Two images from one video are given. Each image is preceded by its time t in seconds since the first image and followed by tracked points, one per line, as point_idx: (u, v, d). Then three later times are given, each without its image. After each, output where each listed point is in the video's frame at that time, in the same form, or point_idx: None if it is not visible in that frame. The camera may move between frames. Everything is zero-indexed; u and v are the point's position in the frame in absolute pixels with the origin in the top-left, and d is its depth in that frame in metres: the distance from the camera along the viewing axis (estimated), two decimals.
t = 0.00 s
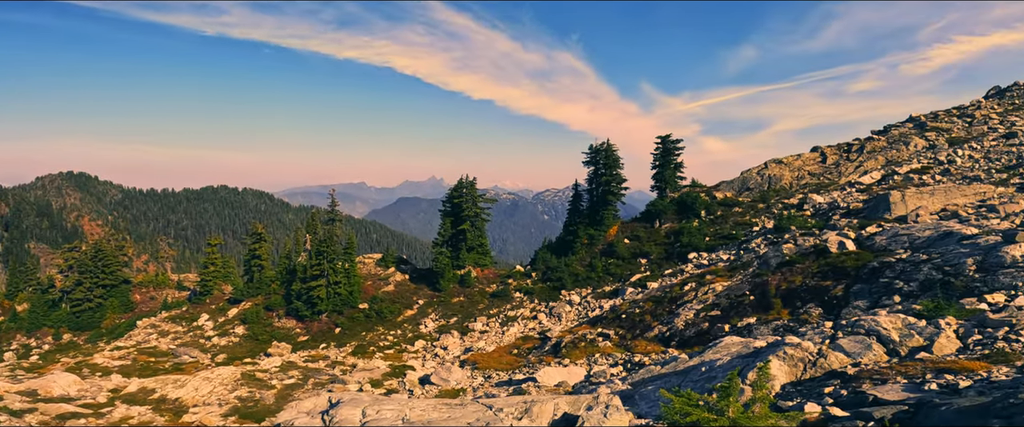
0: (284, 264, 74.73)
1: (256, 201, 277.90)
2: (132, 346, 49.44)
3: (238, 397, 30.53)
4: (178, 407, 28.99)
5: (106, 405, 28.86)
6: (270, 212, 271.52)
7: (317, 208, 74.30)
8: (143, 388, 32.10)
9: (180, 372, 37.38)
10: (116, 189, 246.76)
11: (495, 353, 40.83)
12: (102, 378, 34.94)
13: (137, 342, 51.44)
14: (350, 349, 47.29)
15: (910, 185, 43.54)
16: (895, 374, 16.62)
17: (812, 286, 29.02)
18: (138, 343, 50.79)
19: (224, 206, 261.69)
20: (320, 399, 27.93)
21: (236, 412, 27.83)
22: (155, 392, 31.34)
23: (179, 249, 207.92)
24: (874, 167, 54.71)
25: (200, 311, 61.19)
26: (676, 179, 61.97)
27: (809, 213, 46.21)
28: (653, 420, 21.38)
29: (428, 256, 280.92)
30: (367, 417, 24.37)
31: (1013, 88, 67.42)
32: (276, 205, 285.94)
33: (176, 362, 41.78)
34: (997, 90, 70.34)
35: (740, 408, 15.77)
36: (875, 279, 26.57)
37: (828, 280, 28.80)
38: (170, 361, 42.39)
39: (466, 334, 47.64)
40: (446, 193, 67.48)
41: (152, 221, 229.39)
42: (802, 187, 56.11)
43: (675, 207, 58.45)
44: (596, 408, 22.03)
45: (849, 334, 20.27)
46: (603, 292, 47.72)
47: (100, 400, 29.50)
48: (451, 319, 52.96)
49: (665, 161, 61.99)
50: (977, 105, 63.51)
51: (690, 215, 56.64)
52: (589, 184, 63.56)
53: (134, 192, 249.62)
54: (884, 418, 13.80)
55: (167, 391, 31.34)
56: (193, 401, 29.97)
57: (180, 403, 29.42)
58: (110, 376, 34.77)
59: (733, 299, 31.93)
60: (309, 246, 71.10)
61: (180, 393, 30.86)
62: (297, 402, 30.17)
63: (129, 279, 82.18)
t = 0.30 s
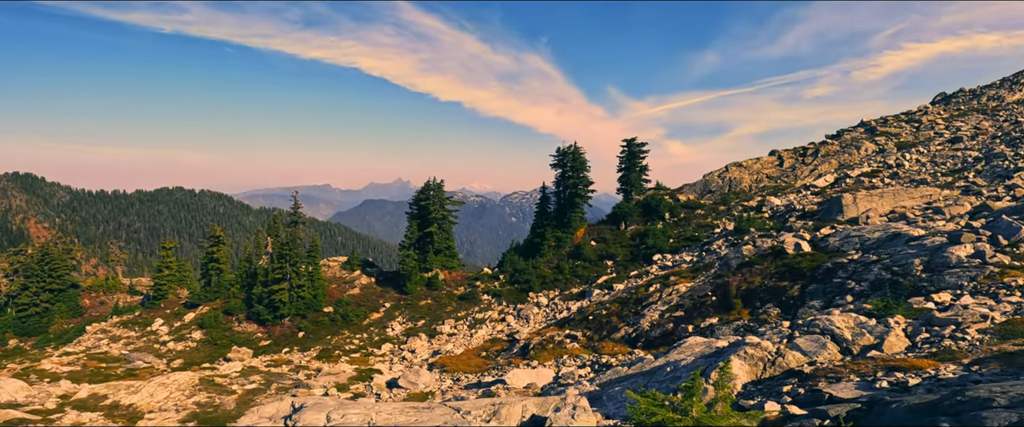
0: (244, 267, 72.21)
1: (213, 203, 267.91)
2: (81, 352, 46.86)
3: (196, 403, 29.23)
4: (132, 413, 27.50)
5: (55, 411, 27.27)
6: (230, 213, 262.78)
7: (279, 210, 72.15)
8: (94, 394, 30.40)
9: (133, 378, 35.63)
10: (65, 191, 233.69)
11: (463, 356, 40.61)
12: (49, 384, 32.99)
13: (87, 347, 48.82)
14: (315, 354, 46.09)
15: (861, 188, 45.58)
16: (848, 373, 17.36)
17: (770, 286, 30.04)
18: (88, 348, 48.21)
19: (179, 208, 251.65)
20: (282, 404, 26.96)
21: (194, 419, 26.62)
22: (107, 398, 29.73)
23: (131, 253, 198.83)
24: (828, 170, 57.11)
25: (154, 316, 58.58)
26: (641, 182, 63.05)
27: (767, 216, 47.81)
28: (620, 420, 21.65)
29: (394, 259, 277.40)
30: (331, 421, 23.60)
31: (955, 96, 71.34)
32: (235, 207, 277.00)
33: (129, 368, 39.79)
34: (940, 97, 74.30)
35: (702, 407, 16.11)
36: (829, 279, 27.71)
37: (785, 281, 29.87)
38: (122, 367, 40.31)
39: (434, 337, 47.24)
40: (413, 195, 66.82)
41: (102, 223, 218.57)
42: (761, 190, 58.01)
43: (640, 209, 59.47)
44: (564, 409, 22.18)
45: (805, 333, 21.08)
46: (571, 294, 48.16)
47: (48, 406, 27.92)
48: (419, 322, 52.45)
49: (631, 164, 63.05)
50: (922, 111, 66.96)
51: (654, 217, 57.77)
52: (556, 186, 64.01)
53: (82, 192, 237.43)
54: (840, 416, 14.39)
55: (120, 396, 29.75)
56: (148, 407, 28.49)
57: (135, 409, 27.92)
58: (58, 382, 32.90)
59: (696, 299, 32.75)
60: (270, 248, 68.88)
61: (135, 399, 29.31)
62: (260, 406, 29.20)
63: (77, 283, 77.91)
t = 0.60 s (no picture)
0: (203, 271, 69.53)
1: (171, 205, 258.23)
2: (28, 358, 44.31)
3: (154, 409, 28.01)
4: (85, 420, 26.13)
5: None
6: (189, 216, 253.75)
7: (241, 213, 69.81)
8: (43, 401, 28.80)
9: (86, 384, 33.90)
10: (10, 192, 221.52)
11: (433, 359, 40.23)
12: None
13: (34, 354, 46.16)
14: (279, 358, 44.81)
15: (818, 191, 47.32)
16: (807, 371, 17.98)
17: (733, 287, 30.87)
18: (36, 354, 45.63)
19: (134, 210, 241.49)
20: (244, 409, 26.07)
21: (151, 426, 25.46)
22: (58, 404, 28.23)
23: (82, 256, 189.62)
24: (786, 173, 59.13)
25: (107, 321, 55.82)
26: (608, 184, 63.86)
27: (729, 218, 49.18)
28: (589, 422, 21.81)
29: (361, 262, 272.98)
30: None
31: (905, 102, 74.81)
32: (194, 209, 267.36)
33: (81, 374, 37.83)
34: (891, 103, 77.80)
35: (668, 407, 16.26)
36: (788, 280, 28.66)
37: (747, 281, 30.75)
38: (73, 373, 38.30)
39: (403, 340, 46.68)
40: (381, 198, 65.95)
41: (50, 226, 207.75)
42: (724, 193, 59.59)
43: (608, 212, 60.20)
44: (533, 411, 22.25)
45: (766, 333, 21.73)
46: (540, 296, 48.40)
47: None
48: (387, 325, 51.72)
49: (598, 167, 63.84)
50: (874, 116, 70.01)
51: (621, 219, 58.63)
52: (525, 189, 64.24)
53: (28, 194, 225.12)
54: (799, 414, 14.88)
55: (72, 403, 28.23)
56: (102, 413, 27.16)
57: (87, 416, 26.54)
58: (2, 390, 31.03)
59: (662, 301, 33.38)
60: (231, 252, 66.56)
61: (87, 405, 27.87)
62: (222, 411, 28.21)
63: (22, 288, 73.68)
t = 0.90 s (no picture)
0: (159, 275, 66.71)
1: (125, 207, 247.50)
2: None
3: (108, 415, 26.72)
4: None
5: None
6: (144, 217, 243.57)
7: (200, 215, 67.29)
8: None
9: (35, 389, 32.10)
10: None
11: (402, 362, 39.70)
12: None
13: None
14: (242, 362, 43.42)
15: (778, 194, 48.92)
16: (768, 371, 18.57)
17: (697, 288, 31.61)
18: None
19: (84, 212, 230.27)
20: (202, 414, 25.09)
21: None
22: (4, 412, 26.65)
23: (28, 260, 179.58)
24: (748, 176, 60.93)
25: (55, 326, 52.92)
26: (577, 187, 64.46)
27: (693, 220, 50.39)
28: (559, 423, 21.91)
29: (327, 264, 267.54)
30: None
31: (859, 108, 78.09)
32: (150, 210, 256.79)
33: (29, 380, 35.81)
34: (846, 108, 81.09)
35: (634, 408, 16.40)
36: (749, 281, 29.54)
37: (711, 283, 31.53)
38: (21, 379, 36.23)
39: (371, 343, 45.96)
40: (348, 200, 64.90)
41: None
42: (689, 195, 60.98)
43: (576, 214, 60.77)
44: (501, 414, 22.27)
45: (729, 333, 22.34)
46: (509, 299, 48.47)
47: None
48: (354, 329, 50.81)
49: (567, 170, 64.39)
50: (830, 121, 72.83)
51: (589, 222, 59.27)
52: (494, 191, 64.27)
53: None
54: (760, 414, 15.38)
55: (20, 409, 26.67)
56: (52, 420, 25.74)
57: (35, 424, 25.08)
58: None
59: (629, 302, 33.89)
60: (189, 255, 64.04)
61: (36, 411, 26.38)
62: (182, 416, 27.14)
63: None
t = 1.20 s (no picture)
0: (112, 278, 63.73)
1: (76, 208, 236.22)
2: None
3: (58, 420, 25.50)
4: None
5: None
6: (96, 219, 232.88)
7: (156, 217, 64.55)
8: None
9: None
10: None
11: (369, 366, 39.10)
12: None
13: None
14: (202, 367, 41.92)
15: (740, 197, 50.33)
16: (730, 372, 19.09)
17: (663, 290, 32.23)
18: None
19: (31, 213, 218.52)
20: (157, 420, 24.12)
21: None
22: None
23: None
24: (712, 180, 62.51)
25: (0, 331, 49.97)
26: (546, 190, 64.86)
27: (659, 223, 51.42)
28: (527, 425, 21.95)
29: (292, 267, 261.25)
30: None
31: (817, 113, 81.03)
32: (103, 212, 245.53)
33: None
34: (805, 114, 84.00)
35: (600, 409, 16.51)
36: (713, 283, 30.27)
37: (676, 285, 32.17)
38: None
39: (338, 347, 45.13)
40: (314, 202, 63.68)
41: None
42: (655, 199, 62.15)
43: (545, 217, 61.13)
44: (468, 416, 22.25)
45: (693, 335, 22.84)
46: (478, 301, 48.38)
47: None
48: (320, 333, 49.78)
49: (536, 173, 64.72)
50: (790, 127, 75.35)
51: (558, 225, 59.71)
52: (463, 194, 64.03)
53: None
54: (722, 414, 15.81)
55: None
56: None
57: None
58: None
59: (597, 304, 34.31)
60: (144, 258, 61.36)
61: None
62: (138, 420, 26.04)
63: None
